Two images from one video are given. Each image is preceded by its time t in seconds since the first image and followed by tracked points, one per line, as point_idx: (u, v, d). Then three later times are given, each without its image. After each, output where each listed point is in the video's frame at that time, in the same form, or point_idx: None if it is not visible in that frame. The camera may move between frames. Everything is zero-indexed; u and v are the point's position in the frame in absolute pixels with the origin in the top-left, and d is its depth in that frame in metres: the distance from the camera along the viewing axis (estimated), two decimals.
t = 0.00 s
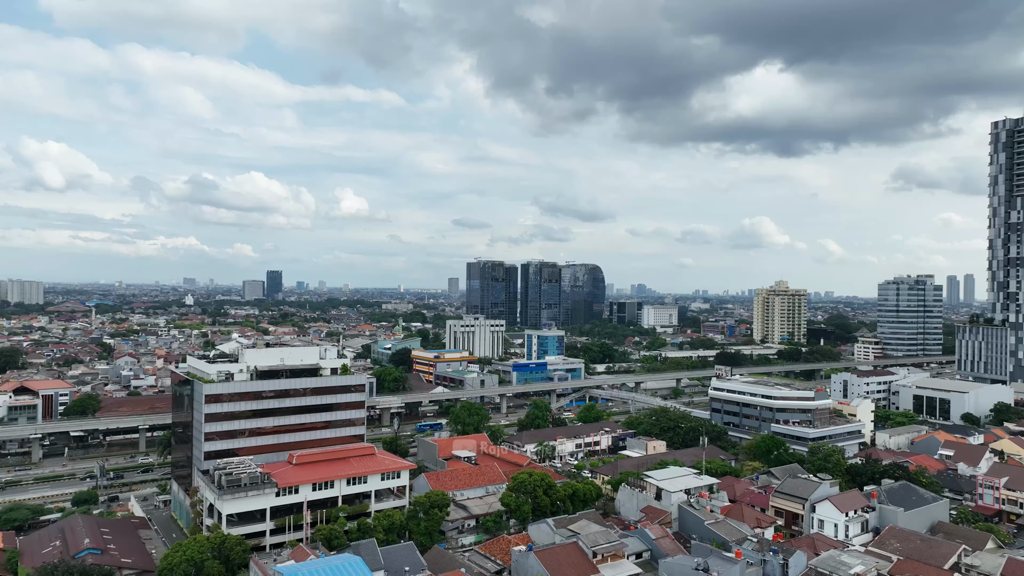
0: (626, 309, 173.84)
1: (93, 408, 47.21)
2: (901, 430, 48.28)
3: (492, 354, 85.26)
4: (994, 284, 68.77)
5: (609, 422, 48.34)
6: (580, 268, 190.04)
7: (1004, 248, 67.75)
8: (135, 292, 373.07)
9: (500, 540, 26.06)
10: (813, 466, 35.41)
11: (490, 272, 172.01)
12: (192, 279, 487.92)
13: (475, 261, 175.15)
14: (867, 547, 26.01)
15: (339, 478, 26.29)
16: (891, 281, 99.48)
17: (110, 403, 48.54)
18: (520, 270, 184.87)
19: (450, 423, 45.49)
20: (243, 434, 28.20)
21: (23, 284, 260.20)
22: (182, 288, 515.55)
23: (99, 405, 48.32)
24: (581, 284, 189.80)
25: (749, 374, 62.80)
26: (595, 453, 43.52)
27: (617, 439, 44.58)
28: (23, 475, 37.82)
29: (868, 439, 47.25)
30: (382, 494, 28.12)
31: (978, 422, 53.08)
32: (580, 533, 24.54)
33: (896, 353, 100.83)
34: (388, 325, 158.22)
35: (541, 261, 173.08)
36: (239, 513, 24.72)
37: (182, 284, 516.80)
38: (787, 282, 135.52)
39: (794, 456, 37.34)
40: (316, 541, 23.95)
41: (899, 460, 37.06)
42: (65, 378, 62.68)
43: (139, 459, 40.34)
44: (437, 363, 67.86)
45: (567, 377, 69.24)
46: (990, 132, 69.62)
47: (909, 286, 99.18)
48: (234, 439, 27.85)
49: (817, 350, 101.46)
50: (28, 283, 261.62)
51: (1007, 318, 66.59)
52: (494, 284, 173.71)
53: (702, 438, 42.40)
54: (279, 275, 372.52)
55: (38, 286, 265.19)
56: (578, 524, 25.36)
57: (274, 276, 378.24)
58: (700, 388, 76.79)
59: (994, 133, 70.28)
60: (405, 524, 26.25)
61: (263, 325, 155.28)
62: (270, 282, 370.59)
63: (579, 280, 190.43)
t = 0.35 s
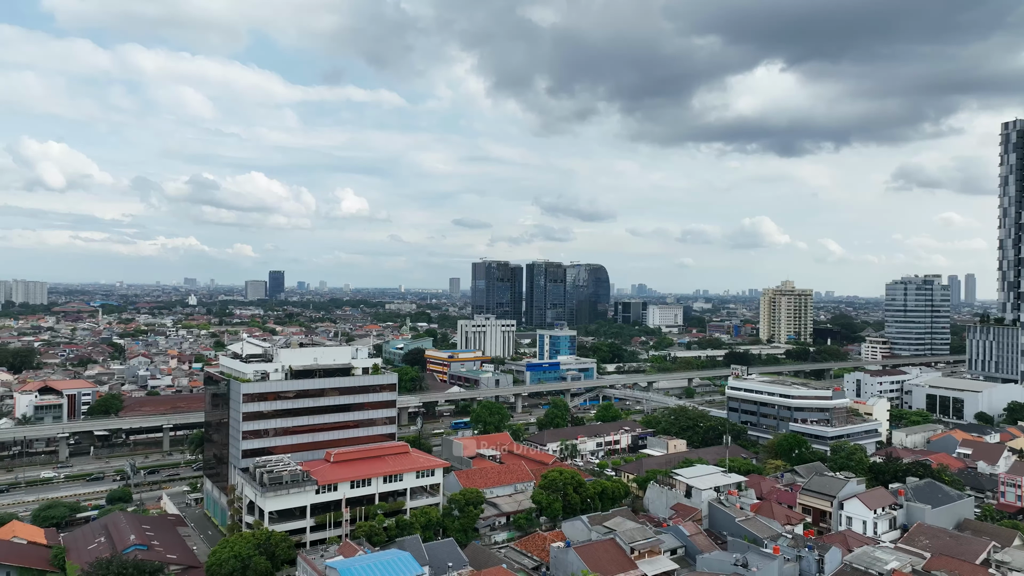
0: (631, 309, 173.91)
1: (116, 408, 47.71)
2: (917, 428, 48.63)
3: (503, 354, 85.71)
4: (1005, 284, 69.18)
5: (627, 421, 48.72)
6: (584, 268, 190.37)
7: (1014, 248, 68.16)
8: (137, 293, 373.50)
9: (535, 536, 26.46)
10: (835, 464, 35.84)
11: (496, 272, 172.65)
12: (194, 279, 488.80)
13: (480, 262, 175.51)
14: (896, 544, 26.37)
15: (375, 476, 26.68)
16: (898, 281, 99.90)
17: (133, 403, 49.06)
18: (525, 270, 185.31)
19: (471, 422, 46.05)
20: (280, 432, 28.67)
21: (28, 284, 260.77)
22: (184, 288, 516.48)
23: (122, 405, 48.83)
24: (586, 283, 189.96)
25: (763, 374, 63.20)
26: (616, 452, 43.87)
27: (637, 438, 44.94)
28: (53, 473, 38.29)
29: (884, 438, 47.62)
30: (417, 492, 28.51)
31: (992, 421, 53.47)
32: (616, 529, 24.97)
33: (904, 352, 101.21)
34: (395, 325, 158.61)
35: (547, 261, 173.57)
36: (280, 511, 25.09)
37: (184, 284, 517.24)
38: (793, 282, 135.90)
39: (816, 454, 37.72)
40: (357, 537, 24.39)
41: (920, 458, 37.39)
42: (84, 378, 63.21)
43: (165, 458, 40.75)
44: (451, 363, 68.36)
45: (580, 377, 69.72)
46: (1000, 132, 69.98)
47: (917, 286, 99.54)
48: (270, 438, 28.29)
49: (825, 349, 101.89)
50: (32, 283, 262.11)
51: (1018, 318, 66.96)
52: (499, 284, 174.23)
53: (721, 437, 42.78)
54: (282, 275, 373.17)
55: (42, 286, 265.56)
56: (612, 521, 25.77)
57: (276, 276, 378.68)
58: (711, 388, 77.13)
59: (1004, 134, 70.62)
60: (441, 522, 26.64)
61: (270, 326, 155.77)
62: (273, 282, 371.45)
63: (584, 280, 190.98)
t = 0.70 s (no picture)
0: (636, 310, 174.18)
1: (138, 408, 48.17)
2: (933, 427, 49.01)
3: (514, 354, 86.19)
4: (1016, 284, 69.54)
5: (645, 420, 49.12)
6: (589, 268, 190.90)
7: None
8: (141, 292, 374.82)
9: (569, 534, 26.84)
10: (858, 462, 36.22)
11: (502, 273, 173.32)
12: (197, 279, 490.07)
13: (486, 262, 176.03)
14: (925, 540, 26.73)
15: (412, 473, 27.07)
16: (906, 281, 100.31)
17: (155, 403, 49.55)
18: (530, 270, 185.82)
19: (492, 421, 46.56)
20: (315, 431, 29.06)
21: (32, 285, 261.56)
22: (186, 288, 517.41)
23: (145, 404, 49.31)
24: (591, 283, 190.40)
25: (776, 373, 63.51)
26: (636, 451, 44.27)
27: (657, 437, 45.35)
28: (82, 472, 38.71)
29: (901, 437, 47.96)
30: (450, 490, 28.88)
31: (1005, 420, 53.85)
32: (651, 526, 25.36)
33: (911, 352, 101.61)
34: (401, 325, 159.14)
35: (552, 262, 174.15)
36: (320, 508, 25.44)
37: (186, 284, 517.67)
38: (799, 282, 136.24)
39: (837, 453, 38.10)
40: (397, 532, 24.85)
41: (940, 457, 37.74)
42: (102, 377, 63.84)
43: (191, 457, 41.06)
44: (465, 363, 68.85)
45: (593, 377, 70.19)
46: (1011, 133, 70.29)
47: (924, 286, 99.88)
48: (306, 437, 28.68)
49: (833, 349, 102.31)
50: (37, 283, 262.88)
51: None
52: (505, 284, 174.75)
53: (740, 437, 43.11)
54: (284, 275, 374.09)
55: (46, 286, 266.19)
56: (647, 518, 26.16)
57: (278, 276, 379.75)
58: (722, 387, 77.58)
59: (1015, 135, 70.94)
60: (476, 519, 27.00)
61: (277, 325, 156.44)
62: (276, 282, 372.41)
63: (588, 280, 191.50)
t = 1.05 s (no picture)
0: (641, 310, 174.45)
1: (160, 407, 48.54)
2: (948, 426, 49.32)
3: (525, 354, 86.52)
4: None
5: (663, 419, 49.50)
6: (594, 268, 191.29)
7: None
8: (143, 293, 375.12)
9: (602, 531, 27.23)
10: (879, 461, 36.54)
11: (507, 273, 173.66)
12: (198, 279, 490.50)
13: (491, 262, 176.39)
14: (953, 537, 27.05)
15: (447, 471, 27.41)
16: (914, 281, 100.67)
17: (176, 402, 49.96)
18: (535, 271, 186.12)
19: (512, 420, 47.00)
20: (349, 429, 29.43)
21: (36, 285, 261.89)
22: (187, 288, 517.54)
23: (167, 404, 49.73)
24: (595, 283, 190.75)
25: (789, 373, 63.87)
26: (655, 450, 44.60)
27: (675, 436, 45.69)
28: (110, 470, 39.14)
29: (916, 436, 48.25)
30: (483, 488, 29.24)
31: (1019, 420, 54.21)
32: (685, 523, 25.79)
33: (919, 352, 101.94)
34: (407, 325, 159.54)
35: (557, 262, 174.51)
36: (359, 506, 25.79)
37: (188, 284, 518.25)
38: (805, 282, 136.68)
39: (858, 451, 38.46)
40: (436, 529, 25.26)
41: (960, 456, 38.06)
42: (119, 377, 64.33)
43: (216, 455, 41.40)
44: (479, 363, 69.22)
45: (605, 377, 70.54)
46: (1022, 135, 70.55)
47: (932, 286, 100.24)
48: (341, 436, 29.12)
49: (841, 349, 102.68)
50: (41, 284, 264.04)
51: None
52: (510, 284, 175.09)
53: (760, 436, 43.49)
54: (286, 275, 374.65)
55: (50, 287, 266.95)
56: (679, 516, 26.60)
57: (280, 276, 380.34)
58: (733, 387, 77.92)
59: None
60: (511, 517, 27.35)
61: (283, 325, 156.92)
62: (278, 282, 373.30)
63: (593, 280, 191.85)
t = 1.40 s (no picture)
0: (647, 310, 174.76)
1: (182, 407, 49.01)
2: (964, 425, 49.71)
3: (536, 353, 86.95)
4: None
5: (680, 419, 49.87)
6: (599, 268, 191.81)
7: None
8: (146, 292, 375.71)
9: (634, 528, 27.62)
10: (900, 459, 36.92)
11: (512, 273, 174.21)
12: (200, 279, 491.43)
13: (496, 262, 176.86)
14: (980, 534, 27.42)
15: (481, 470, 27.79)
16: (922, 281, 101.17)
17: (198, 402, 50.42)
18: (540, 271, 186.67)
19: (531, 420, 47.40)
20: (382, 428, 29.82)
21: (41, 285, 262.48)
22: (190, 288, 518.20)
23: (188, 403, 50.13)
24: (600, 283, 191.05)
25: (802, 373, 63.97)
26: (674, 449, 44.98)
27: (694, 435, 46.06)
28: (138, 469, 39.59)
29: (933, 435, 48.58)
30: (515, 486, 29.62)
31: None
32: (719, 521, 26.22)
33: (927, 352, 102.36)
34: (413, 325, 159.96)
35: (563, 261, 175.04)
36: (397, 503, 26.22)
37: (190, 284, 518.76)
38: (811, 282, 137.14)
39: (878, 450, 38.86)
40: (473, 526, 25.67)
41: (980, 455, 38.39)
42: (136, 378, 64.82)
43: (241, 454, 41.77)
44: (493, 362, 69.68)
45: (618, 376, 70.99)
46: None
47: (940, 286, 100.72)
48: (375, 434, 29.57)
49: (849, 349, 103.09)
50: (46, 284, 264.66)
51: None
52: (516, 284, 175.62)
53: (778, 435, 43.86)
54: (289, 275, 375.17)
55: (54, 287, 267.55)
56: (712, 513, 27.01)
57: (283, 276, 380.92)
58: (744, 386, 78.33)
59: None
60: (544, 514, 27.76)
61: (290, 326, 157.43)
62: (281, 282, 373.86)
63: (598, 280, 192.38)
